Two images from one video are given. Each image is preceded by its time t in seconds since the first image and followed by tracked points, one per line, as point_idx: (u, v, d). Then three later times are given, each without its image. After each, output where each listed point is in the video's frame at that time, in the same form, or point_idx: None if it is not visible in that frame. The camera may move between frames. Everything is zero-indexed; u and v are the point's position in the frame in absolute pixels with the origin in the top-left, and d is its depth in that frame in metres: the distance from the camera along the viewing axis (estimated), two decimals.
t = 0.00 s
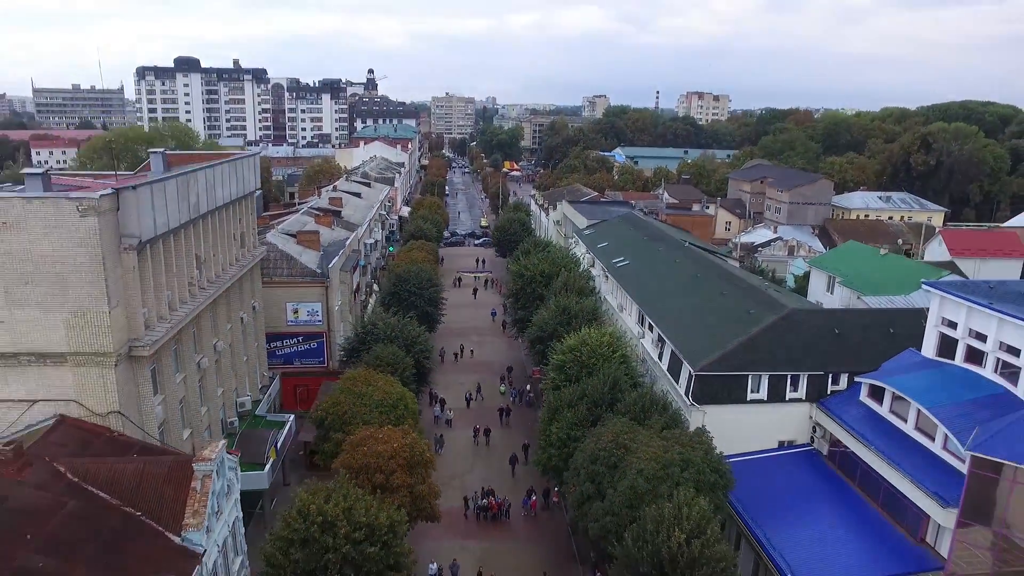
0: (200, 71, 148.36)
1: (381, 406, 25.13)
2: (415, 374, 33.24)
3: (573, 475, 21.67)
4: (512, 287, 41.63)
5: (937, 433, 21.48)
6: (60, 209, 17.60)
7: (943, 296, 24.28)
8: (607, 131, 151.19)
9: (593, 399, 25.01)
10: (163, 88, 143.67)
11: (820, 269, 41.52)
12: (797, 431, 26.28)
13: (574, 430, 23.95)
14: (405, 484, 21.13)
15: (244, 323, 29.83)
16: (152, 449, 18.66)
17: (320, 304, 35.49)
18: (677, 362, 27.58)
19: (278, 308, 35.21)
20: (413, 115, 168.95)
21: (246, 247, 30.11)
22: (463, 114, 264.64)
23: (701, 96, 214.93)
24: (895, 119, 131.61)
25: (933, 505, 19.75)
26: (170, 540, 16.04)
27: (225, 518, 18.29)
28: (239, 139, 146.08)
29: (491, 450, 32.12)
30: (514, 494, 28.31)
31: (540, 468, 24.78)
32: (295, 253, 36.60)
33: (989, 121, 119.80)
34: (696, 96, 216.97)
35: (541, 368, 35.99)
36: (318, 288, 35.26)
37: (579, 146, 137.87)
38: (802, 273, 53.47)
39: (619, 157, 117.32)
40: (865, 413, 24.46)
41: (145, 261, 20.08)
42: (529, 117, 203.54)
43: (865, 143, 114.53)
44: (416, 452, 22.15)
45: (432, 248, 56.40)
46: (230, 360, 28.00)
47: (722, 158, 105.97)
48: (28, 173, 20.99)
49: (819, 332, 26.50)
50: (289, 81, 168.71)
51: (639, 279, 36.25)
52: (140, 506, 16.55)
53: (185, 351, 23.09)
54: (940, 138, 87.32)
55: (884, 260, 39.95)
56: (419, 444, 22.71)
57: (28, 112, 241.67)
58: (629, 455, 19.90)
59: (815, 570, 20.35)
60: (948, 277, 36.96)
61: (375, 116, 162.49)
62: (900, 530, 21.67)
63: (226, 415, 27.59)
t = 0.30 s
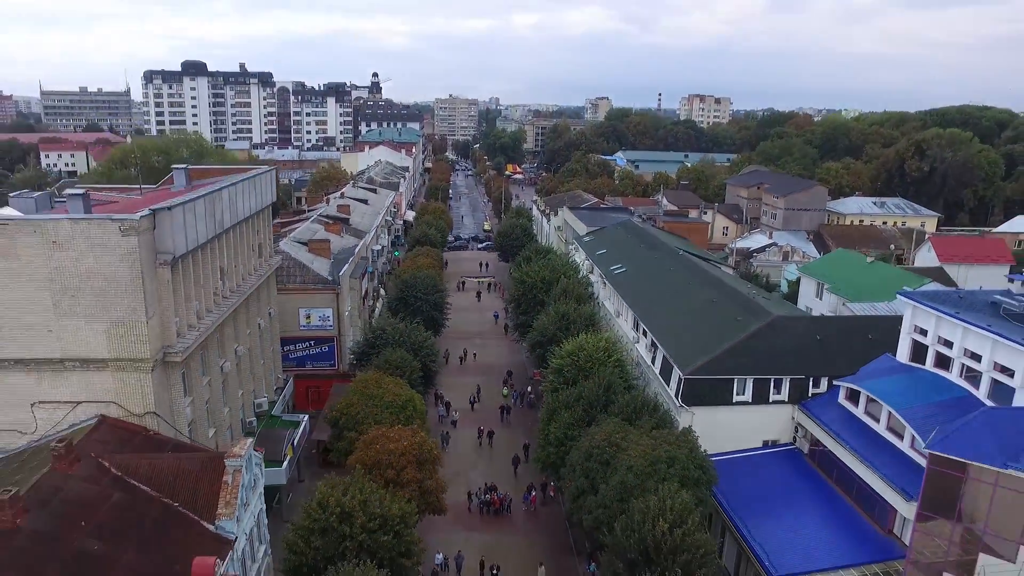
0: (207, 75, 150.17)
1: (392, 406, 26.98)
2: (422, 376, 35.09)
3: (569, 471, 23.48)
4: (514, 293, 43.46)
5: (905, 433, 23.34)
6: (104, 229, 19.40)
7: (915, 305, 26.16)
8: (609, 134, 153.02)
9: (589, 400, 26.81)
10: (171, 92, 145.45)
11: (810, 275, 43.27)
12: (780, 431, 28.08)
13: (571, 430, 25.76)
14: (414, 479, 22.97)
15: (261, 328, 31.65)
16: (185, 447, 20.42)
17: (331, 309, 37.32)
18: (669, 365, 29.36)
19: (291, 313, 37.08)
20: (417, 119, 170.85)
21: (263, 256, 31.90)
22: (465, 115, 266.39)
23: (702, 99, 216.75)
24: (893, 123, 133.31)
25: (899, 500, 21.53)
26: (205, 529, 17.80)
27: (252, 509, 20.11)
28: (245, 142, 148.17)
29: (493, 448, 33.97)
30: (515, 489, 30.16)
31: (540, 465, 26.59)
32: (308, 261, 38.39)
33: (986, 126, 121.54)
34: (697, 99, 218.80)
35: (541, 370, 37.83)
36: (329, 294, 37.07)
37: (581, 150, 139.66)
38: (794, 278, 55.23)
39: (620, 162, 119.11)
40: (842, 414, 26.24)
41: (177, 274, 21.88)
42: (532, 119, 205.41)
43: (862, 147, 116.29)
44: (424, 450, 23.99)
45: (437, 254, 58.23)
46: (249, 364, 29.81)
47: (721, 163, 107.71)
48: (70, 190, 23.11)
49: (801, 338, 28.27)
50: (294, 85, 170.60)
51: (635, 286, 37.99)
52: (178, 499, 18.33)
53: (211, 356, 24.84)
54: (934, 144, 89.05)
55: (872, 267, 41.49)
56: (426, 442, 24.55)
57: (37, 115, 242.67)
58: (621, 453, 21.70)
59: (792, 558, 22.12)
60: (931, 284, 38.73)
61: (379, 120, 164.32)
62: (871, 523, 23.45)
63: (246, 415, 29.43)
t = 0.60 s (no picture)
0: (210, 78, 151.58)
1: (398, 408, 28.80)
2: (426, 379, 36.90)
3: (563, 468, 25.30)
4: (512, 298, 45.26)
5: (875, 432, 25.23)
6: (136, 247, 21.14)
7: (887, 313, 28.33)
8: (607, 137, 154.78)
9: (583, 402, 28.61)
10: (174, 95, 146.83)
11: (796, 282, 45.14)
12: (762, 431, 29.97)
13: (566, 430, 27.59)
14: (420, 475, 24.80)
15: (273, 334, 33.44)
16: (211, 445, 22.15)
17: (338, 315, 39.15)
18: (658, 369, 31.18)
19: (301, 318, 38.88)
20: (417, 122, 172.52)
21: (275, 266, 33.64)
22: (465, 117, 267.90)
23: (700, 101, 218.65)
24: (886, 128, 135.19)
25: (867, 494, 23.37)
26: (230, 519, 19.29)
27: (272, 503, 21.91)
28: (247, 145, 149.85)
29: (493, 447, 35.77)
30: (514, 486, 31.96)
31: (537, 463, 28.43)
32: (315, 268, 40.17)
33: (978, 131, 123.57)
34: (695, 101, 220.74)
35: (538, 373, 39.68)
36: (336, 300, 38.90)
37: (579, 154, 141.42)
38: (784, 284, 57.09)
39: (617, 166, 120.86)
40: (819, 415, 28.09)
41: (201, 287, 23.66)
42: (531, 122, 207.10)
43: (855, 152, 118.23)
44: (429, 449, 25.83)
45: (438, 259, 60.05)
46: (263, 368, 31.60)
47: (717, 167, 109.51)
48: (102, 210, 24.95)
49: (782, 344, 30.13)
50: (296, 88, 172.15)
51: (628, 293, 39.78)
52: (207, 493, 19.92)
53: (231, 361, 26.64)
54: (925, 150, 90.99)
55: (855, 274, 43.54)
56: (431, 441, 26.36)
57: (39, 117, 243.92)
58: (611, 451, 23.50)
59: (769, 548, 23.93)
60: (910, 291, 40.63)
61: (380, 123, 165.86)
62: (843, 517, 25.28)
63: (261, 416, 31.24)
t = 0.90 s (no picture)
0: (209, 82, 153.01)
1: (400, 409, 30.62)
2: (425, 381, 38.71)
3: (555, 464, 27.09)
4: (508, 303, 47.12)
5: (845, 431, 27.11)
6: (160, 261, 22.91)
7: (859, 319, 30.34)
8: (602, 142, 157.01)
9: (573, 403, 30.38)
10: (173, 99, 148.22)
11: (780, 287, 47.12)
12: (742, 429, 31.90)
13: (558, 429, 29.44)
14: (422, 472, 26.61)
15: (281, 339, 35.18)
16: (228, 444, 23.83)
17: (341, 320, 40.95)
18: (645, 371, 33.01)
19: (305, 323, 40.62)
20: (414, 125, 174.33)
21: (282, 273, 35.36)
22: (462, 119, 269.68)
23: (695, 104, 220.94)
24: (876, 132, 137.46)
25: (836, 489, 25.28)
26: (249, 511, 20.93)
27: (286, 497, 23.71)
28: (246, 149, 151.34)
29: (490, 446, 37.60)
30: (509, 482, 33.80)
31: (531, 460, 30.28)
32: (319, 275, 41.87)
33: (966, 135, 125.89)
34: (690, 104, 223.00)
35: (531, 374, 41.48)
36: (339, 306, 40.67)
37: (574, 157, 143.43)
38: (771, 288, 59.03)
39: (612, 170, 122.75)
40: (796, 415, 29.90)
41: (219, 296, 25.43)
42: (527, 125, 208.99)
43: (845, 156, 120.45)
44: (429, 448, 27.61)
45: (436, 264, 61.85)
46: (272, 371, 33.35)
47: (709, 172, 111.56)
48: (124, 226, 26.66)
49: (762, 348, 32.03)
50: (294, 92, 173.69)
51: (617, 299, 41.57)
52: (227, 487, 21.57)
53: (244, 365, 28.38)
54: (911, 156, 93.27)
55: (834, 277, 45.73)
56: (431, 441, 28.14)
57: (36, 119, 244.78)
58: (599, 448, 25.34)
59: (746, 538, 25.74)
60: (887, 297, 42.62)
61: (377, 126, 167.61)
62: (816, 509, 27.14)
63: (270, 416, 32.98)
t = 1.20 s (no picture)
0: (205, 85, 154.14)
1: (399, 408, 32.40)
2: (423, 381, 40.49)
3: (546, 460, 28.92)
4: (502, 306, 48.90)
5: (816, 427, 29.04)
6: (177, 271, 24.61)
7: (832, 323, 32.31)
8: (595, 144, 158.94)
9: (562, 402, 32.18)
10: (170, 102, 149.35)
11: (764, 290, 49.12)
12: (723, 426, 33.81)
13: (548, 426, 31.26)
14: (421, 467, 28.42)
15: (285, 342, 36.89)
16: (240, 441, 25.54)
17: (341, 323, 42.64)
18: (631, 371, 34.87)
19: (307, 326, 42.32)
20: (409, 128, 175.96)
21: (286, 279, 37.04)
22: (456, 120, 271.28)
23: (687, 106, 223.21)
24: (864, 135, 139.89)
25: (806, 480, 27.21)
26: (262, 503, 22.67)
27: (295, 490, 25.48)
28: (243, 151, 152.85)
29: (484, 443, 39.40)
30: (502, 477, 35.62)
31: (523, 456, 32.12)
32: (320, 280, 43.56)
33: (952, 138, 128.40)
34: (682, 106, 225.36)
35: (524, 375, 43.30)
36: (340, 310, 42.37)
37: (568, 160, 145.38)
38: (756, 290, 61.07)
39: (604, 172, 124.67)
40: (772, 413, 31.80)
41: (230, 303, 27.16)
42: (521, 127, 210.83)
43: (833, 159, 122.79)
44: (427, 444, 29.40)
45: (432, 268, 63.62)
46: (277, 373, 35.04)
47: (700, 175, 113.64)
48: (141, 237, 28.35)
49: (741, 349, 33.96)
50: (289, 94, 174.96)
51: (606, 302, 43.40)
52: (241, 481, 23.30)
53: (252, 367, 30.09)
54: (896, 160, 95.56)
55: (814, 282, 47.71)
56: (429, 438, 29.94)
57: (30, 121, 244.98)
58: (586, 444, 27.19)
59: (723, 527, 27.59)
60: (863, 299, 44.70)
61: (373, 129, 169.21)
62: (789, 501, 29.04)
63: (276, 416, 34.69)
